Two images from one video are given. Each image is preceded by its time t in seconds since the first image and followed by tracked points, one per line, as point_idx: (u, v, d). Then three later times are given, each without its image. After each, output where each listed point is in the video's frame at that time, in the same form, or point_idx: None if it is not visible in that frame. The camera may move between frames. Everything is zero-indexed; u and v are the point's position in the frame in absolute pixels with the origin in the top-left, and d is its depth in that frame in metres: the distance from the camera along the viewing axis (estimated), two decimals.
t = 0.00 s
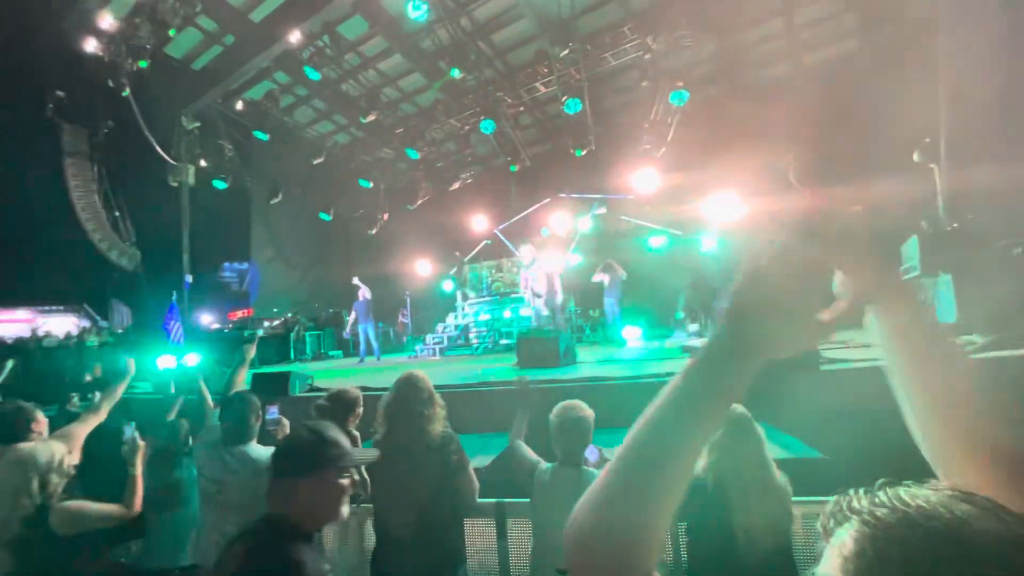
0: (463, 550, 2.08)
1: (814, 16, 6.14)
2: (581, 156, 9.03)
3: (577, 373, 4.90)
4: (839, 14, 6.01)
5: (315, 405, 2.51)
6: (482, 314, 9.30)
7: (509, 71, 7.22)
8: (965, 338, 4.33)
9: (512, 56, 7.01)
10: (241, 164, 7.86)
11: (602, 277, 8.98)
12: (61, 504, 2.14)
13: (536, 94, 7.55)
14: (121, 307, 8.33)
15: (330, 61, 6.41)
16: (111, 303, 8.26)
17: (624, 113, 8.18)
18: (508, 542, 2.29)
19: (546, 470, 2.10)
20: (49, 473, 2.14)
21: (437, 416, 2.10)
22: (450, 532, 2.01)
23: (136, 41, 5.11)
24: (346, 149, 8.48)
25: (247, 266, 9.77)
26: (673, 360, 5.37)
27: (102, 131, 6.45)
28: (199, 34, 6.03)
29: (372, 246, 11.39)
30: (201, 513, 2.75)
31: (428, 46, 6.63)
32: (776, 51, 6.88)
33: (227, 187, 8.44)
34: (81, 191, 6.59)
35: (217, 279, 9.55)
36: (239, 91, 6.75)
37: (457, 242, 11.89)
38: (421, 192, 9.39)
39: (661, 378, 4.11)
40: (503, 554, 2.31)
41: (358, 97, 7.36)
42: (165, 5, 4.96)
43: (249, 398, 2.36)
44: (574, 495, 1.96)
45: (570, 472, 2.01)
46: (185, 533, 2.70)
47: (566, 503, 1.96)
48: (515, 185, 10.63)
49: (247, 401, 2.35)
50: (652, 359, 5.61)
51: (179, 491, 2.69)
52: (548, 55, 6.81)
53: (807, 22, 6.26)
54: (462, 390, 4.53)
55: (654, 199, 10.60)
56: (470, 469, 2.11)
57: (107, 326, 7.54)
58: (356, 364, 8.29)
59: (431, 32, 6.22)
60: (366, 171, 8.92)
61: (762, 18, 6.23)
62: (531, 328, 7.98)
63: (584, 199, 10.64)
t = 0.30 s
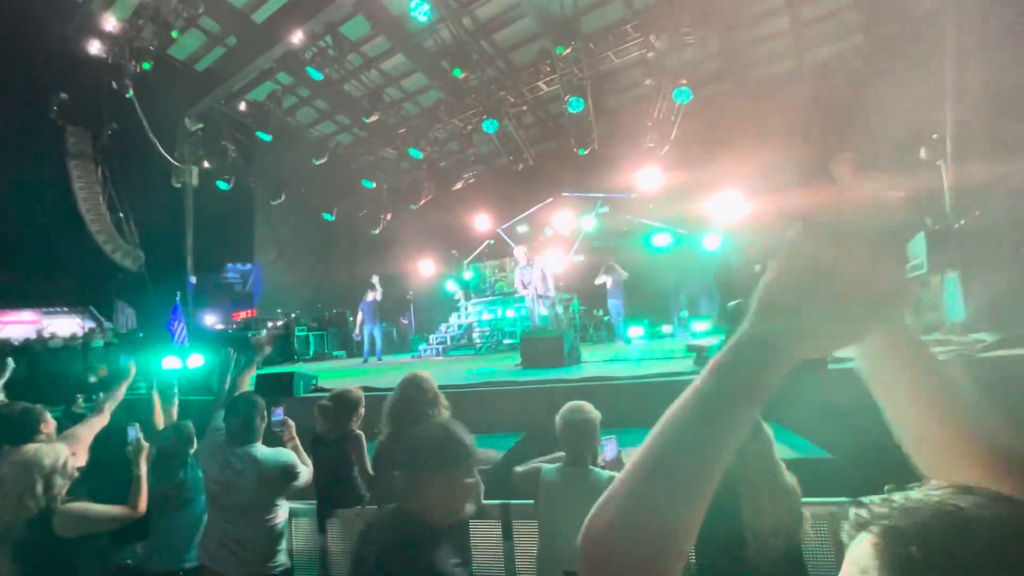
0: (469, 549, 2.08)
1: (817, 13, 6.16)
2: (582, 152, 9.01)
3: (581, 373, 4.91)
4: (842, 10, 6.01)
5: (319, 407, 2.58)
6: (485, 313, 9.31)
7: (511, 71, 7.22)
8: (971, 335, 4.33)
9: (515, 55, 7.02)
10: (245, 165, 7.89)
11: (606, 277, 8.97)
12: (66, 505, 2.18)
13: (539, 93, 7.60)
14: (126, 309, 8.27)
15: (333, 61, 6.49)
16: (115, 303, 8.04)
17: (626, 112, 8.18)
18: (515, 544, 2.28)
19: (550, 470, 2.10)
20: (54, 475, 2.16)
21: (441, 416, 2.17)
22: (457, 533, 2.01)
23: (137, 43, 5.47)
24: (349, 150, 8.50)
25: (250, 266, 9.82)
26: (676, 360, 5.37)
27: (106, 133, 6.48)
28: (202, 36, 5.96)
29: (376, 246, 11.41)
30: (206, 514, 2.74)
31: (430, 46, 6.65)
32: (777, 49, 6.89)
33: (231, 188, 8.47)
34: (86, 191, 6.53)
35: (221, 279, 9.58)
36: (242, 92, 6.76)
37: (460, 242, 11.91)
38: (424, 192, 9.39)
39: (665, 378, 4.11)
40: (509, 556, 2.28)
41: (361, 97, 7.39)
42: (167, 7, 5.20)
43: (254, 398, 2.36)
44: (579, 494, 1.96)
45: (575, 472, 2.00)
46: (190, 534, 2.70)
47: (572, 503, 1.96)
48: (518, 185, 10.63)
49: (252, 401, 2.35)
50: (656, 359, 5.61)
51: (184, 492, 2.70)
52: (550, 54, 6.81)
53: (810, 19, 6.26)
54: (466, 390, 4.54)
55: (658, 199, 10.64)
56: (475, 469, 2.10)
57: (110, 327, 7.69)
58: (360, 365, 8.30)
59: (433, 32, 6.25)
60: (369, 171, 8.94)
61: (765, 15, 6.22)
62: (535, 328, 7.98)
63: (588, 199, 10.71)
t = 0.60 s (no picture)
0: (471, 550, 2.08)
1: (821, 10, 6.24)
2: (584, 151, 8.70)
3: (582, 372, 4.89)
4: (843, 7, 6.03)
5: (316, 407, 2.54)
6: (485, 313, 9.20)
7: (510, 69, 7.20)
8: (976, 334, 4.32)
9: (514, 53, 7.01)
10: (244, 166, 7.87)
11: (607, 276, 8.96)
12: (65, 508, 2.12)
13: (538, 92, 7.39)
14: (125, 310, 8.70)
15: (331, 61, 6.41)
16: (116, 305, 8.51)
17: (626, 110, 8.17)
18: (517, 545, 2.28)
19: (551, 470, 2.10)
20: (53, 477, 2.13)
21: (443, 416, 2.12)
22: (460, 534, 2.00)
23: (137, 44, 5.22)
24: (348, 150, 8.48)
25: (249, 267, 9.81)
26: (678, 358, 5.35)
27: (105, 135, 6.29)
28: (199, 37, 6.14)
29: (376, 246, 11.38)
30: (207, 516, 2.73)
31: (429, 44, 6.64)
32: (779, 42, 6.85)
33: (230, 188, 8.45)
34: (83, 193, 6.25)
35: (220, 280, 9.55)
36: (240, 92, 6.74)
37: (460, 241, 11.90)
38: (423, 191, 9.37)
39: (668, 376, 4.10)
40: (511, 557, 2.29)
41: (359, 97, 7.38)
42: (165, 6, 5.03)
43: (255, 399, 2.36)
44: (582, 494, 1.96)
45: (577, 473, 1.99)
46: (190, 536, 2.69)
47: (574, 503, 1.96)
48: (517, 183, 10.58)
49: (253, 402, 2.35)
50: (658, 357, 5.60)
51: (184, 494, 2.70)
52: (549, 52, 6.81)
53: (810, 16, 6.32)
54: (467, 390, 4.52)
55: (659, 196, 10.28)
56: (477, 471, 2.08)
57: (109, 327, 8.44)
58: (360, 365, 8.27)
59: (432, 31, 6.25)
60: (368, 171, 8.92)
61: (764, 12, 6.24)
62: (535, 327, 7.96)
63: (588, 196, 10.32)
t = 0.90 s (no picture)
0: (481, 546, 2.09)
1: None
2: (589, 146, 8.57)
3: (587, 366, 4.88)
4: None
5: (319, 403, 2.49)
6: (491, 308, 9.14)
7: (513, 63, 7.15)
8: (988, 325, 4.30)
9: (517, 46, 6.97)
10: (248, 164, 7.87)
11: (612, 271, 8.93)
12: (73, 508, 2.14)
13: (541, 86, 7.34)
14: (133, 308, 7.89)
15: (334, 57, 6.37)
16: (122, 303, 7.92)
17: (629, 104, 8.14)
18: (527, 542, 2.29)
19: (560, 464, 2.07)
20: (61, 475, 2.14)
21: (450, 413, 2.07)
22: (469, 532, 2.01)
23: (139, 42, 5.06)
24: (351, 146, 8.47)
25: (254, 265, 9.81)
26: (685, 352, 5.32)
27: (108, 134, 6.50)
28: (202, 35, 6.11)
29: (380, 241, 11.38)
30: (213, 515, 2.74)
31: (432, 40, 6.61)
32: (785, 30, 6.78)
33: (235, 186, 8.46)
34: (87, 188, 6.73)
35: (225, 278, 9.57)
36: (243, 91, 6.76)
37: (465, 237, 11.90)
38: (427, 187, 9.37)
39: (673, 371, 4.08)
40: (521, 554, 2.31)
41: (362, 93, 7.37)
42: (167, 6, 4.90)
43: (263, 397, 2.35)
44: (590, 490, 1.96)
45: (585, 466, 1.99)
46: (200, 535, 2.71)
47: (583, 499, 1.96)
48: (521, 178, 10.52)
49: (262, 401, 2.34)
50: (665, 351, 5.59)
51: (192, 493, 2.70)
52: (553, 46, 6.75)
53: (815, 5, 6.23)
54: (473, 386, 4.52)
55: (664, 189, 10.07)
56: (485, 468, 2.04)
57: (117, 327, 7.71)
58: (366, 362, 8.29)
59: (434, 25, 6.23)
60: (372, 167, 8.92)
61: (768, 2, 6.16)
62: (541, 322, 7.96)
63: (591, 189, 10.08)
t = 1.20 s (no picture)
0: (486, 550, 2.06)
1: None
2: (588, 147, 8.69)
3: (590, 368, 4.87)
4: None
5: (319, 408, 2.49)
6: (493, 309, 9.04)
7: (513, 65, 7.16)
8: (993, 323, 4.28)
9: (516, 48, 6.98)
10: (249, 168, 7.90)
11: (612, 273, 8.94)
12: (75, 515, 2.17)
13: (541, 88, 7.36)
14: (138, 315, 8.41)
15: (334, 61, 6.38)
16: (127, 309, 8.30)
17: (629, 104, 8.15)
18: (531, 547, 2.28)
19: (562, 466, 2.06)
20: (62, 483, 2.17)
21: (452, 417, 2.08)
22: (471, 537, 2.00)
23: (141, 50, 5.18)
24: (352, 150, 8.49)
25: (257, 269, 10.05)
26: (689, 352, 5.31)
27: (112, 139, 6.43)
28: (202, 40, 6.07)
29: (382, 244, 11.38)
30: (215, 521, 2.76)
31: (431, 43, 6.62)
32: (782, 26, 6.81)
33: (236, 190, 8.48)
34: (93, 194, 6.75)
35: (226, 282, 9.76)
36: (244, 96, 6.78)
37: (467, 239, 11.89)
38: (428, 190, 9.38)
39: (677, 371, 4.07)
40: (526, 557, 2.30)
41: (362, 96, 7.39)
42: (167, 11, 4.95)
43: (261, 401, 2.37)
44: (591, 495, 1.94)
45: (589, 469, 1.97)
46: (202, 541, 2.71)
47: (587, 502, 1.94)
48: (521, 179, 10.49)
49: (259, 406, 2.35)
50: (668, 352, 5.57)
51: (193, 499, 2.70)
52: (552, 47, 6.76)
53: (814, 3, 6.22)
54: (476, 390, 4.50)
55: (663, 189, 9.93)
56: (488, 472, 2.04)
57: (123, 332, 8.05)
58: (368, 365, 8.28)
59: (433, 29, 6.24)
60: (373, 170, 8.93)
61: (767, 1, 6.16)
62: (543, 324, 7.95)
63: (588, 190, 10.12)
